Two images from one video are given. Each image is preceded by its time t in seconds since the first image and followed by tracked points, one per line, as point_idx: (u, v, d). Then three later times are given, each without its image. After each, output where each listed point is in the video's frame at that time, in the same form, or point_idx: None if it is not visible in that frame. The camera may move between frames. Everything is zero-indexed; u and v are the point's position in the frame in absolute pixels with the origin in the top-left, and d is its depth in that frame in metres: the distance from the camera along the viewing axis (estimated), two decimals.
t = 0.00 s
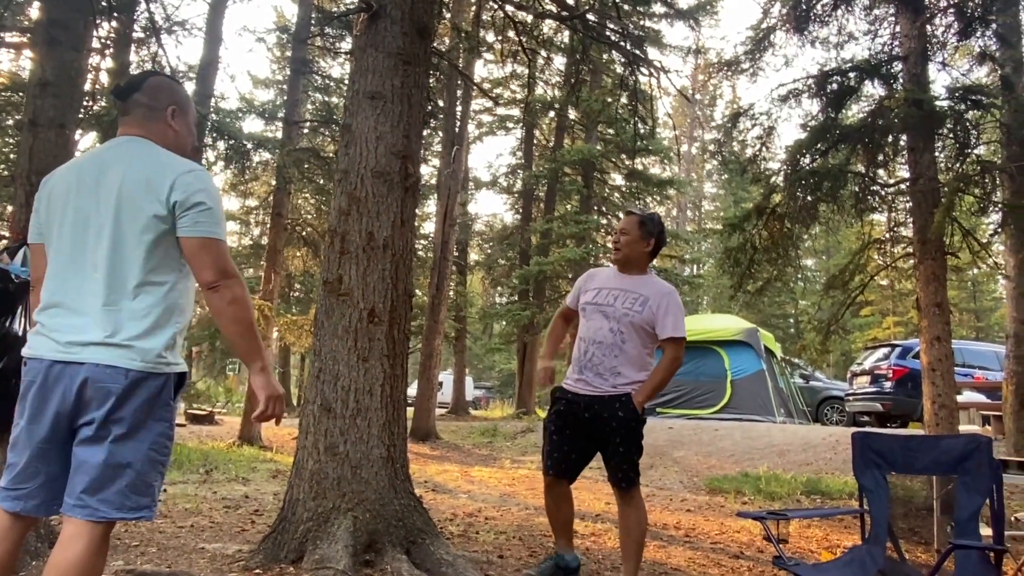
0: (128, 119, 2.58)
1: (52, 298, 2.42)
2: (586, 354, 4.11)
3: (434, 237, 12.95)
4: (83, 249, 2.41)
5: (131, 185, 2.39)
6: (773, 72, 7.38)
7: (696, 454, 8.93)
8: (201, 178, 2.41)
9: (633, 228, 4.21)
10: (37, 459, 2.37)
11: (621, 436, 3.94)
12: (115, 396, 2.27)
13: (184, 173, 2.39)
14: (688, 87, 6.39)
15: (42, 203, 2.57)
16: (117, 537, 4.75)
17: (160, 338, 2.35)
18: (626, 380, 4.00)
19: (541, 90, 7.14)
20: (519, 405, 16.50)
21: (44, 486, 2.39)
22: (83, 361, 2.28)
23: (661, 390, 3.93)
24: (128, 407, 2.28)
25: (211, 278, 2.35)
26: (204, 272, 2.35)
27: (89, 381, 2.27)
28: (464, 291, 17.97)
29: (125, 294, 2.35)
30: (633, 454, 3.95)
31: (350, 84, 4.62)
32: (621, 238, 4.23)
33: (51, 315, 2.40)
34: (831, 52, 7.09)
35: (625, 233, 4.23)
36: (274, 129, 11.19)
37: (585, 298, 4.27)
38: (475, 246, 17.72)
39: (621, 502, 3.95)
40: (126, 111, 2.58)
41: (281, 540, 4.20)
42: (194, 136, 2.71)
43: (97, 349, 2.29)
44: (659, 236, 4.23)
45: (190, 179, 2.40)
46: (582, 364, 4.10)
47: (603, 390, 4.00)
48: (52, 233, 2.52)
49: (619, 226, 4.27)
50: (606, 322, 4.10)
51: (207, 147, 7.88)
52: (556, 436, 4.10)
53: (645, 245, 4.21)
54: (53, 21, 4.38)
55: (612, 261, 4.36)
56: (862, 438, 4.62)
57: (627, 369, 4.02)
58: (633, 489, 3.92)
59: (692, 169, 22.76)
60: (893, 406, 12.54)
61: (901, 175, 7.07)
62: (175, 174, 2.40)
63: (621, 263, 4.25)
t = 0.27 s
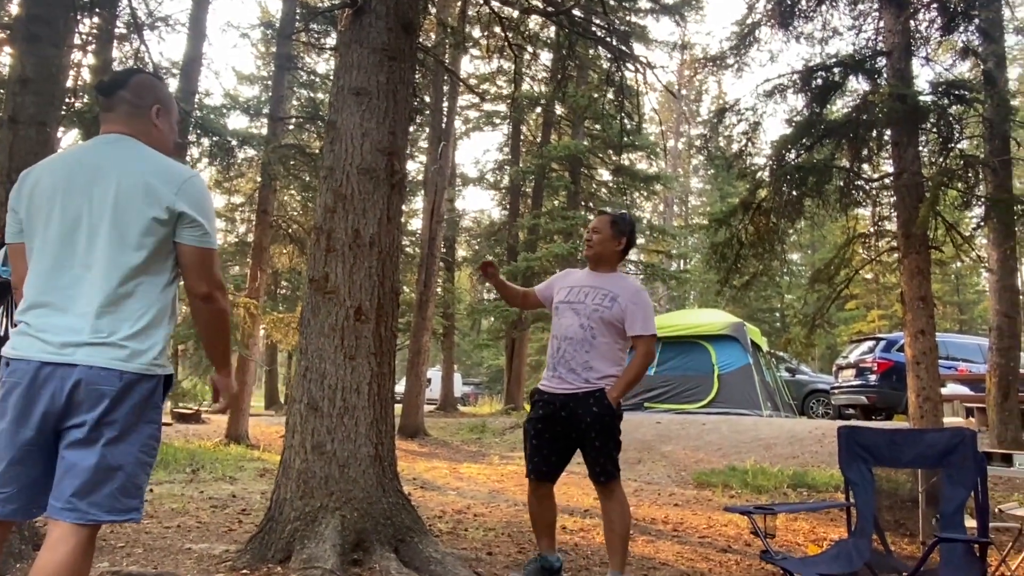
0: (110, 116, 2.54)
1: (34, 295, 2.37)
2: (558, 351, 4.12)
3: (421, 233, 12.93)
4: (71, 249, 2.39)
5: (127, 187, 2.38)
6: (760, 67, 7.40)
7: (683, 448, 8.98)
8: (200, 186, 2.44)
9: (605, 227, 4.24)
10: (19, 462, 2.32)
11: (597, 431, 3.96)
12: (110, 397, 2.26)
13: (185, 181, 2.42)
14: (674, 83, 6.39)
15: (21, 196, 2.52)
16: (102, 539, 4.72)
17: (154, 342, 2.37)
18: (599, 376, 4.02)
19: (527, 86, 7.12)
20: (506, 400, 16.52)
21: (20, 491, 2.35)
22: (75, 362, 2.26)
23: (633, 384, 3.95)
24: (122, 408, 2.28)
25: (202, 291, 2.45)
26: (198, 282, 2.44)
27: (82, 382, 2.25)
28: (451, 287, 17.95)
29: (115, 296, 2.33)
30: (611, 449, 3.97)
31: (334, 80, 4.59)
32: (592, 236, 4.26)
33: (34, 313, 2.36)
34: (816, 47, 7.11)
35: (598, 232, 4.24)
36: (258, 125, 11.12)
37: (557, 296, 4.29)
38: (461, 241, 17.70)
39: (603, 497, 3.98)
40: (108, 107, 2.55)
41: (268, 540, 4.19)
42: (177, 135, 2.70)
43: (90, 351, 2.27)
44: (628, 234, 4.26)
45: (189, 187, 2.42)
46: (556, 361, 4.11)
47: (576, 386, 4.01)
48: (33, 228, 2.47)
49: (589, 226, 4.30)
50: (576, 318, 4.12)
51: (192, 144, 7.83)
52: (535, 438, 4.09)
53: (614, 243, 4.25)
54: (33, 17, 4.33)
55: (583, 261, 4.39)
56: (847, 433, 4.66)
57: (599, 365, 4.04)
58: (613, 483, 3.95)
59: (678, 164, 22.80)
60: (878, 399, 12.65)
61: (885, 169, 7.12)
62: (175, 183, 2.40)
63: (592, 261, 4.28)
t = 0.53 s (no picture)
0: (103, 114, 2.52)
1: (30, 293, 2.35)
2: (531, 345, 4.14)
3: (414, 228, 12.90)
4: (70, 247, 2.37)
5: (130, 188, 2.37)
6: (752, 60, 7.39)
7: (677, 441, 9.00)
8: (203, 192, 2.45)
9: (567, 219, 4.23)
10: (13, 460, 2.29)
11: (569, 418, 3.98)
12: (112, 396, 2.26)
13: (189, 185, 2.42)
14: (666, 76, 6.39)
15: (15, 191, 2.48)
16: (97, 537, 4.71)
17: (153, 342, 2.37)
18: (571, 367, 4.03)
19: (519, 80, 7.11)
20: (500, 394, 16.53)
21: (11, 489, 2.32)
22: (78, 362, 2.25)
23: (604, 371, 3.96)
24: (124, 407, 2.28)
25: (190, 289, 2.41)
26: (189, 282, 2.40)
27: (83, 382, 2.24)
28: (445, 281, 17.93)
29: (114, 296, 2.32)
30: (584, 437, 3.97)
31: (325, 75, 4.57)
32: (554, 229, 4.25)
33: (30, 311, 2.33)
34: (808, 39, 7.12)
35: (559, 224, 4.23)
36: (250, 121, 11.07)
37: (525, 291, 4.29)
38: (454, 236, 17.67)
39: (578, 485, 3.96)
40: (103, 106, 2.52)
41: (264, 537, 4.19)
42: (171, 133, 2.69)
43: (90, 350, 2.26)
44: (589, 223, 4.24)
45: (193, 194, 2.43)
46: (530, 355, 4.13)
47: (551, 378, 4.03)
48: (28, 224, 2.44)
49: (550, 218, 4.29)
50: (546, 311, 4.13)
51: (183, 139, 7.80)
52: (517, 429, 4.11)
53: (576, 233, 4.23)
54: (20, 12, 4.29)
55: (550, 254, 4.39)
56: (841, 422, 4.69)
57: (571, 355, 4.05)
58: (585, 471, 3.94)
59: (671, 156, 22.79)
60: (870, 390, 12.70)
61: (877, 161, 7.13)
62: (179, 188, 2.41)
63: (557, 253, 4.27)
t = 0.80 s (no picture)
0: (93, 107, 2.50)
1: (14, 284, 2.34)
2: (518, 333, 4.13)
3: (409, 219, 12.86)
4: (54, 238, 2.36)
5: (115, 179, 2.36)
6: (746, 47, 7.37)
7: (673, 430, 9.03)
8: (189, 180, 2.44)
9: (538, 205, 4.21)
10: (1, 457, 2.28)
11: (557, 398, 3.98)
12: (98, 390, 2.25)
13: (174, 175, 2.41)
14: (660, 65, 6.36)
15: None
16: (93, 531, 4.71)
17: (140, 334, 2.36)
18: (561, 350, 4.04)
19: (512, 69, 7.08)
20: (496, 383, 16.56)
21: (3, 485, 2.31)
22: (64, 355, 2.24)
23: (593, 350, 3.98)
24: (111, 401, 2.28)
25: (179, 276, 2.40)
26: (176, 273, 2.39)
27: (69, 376, 2.23)
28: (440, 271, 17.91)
29: (99, 290, 2.31)
30: (568, 414, 3.97)
31: (317, 65, 4.54)
32: (525, 217, 4.23)
33: (14, 304, 2.32)
34: (802, 27, 7.10)
35: (530, 211, 4.21)
36: (242, 112, 11.01)
37: (504, 281, 4.28)
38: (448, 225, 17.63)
39: (552, 464, 4.00)
40: (92, 100, 2.51)
41: (260, 529, 4.20)
42: (162, 124, 2.67)
43: (76, 343, 2.25)
44: (559, 206, 4.24)
45: (179, 182, 2.42)
46: (518, 343, 4.13)
47: (542, 363, 4.04)
48: (10, 215, 2.43)
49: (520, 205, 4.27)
50: (528, 298, 4.12)
51: (174, 131, 7.76)
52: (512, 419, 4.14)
53: (548, 218, 4.22)
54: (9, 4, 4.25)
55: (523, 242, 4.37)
56: (836, 412, 4.71)
57: (558, 339, 4.05)
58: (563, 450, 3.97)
59: (666, 145, 22.74)
60: (864, 377, 12.75)
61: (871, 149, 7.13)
62: (164, 177, 2.40)
63: (531, 240, 4.25)
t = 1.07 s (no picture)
0: (85, 104, 2.49)
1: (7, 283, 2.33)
2: (508, 331, 4.13)
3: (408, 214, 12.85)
4: (45, 236, 2.35)
5: (102, 173, 2.35)
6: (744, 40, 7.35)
7: (673, 424, 9.05)
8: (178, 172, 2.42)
9: (530, 201, 4.19)
10: None
11: (552, 401, 4.02)
12: (91, 388, 2.24)
13: (162, 168, 2.38)
14: (658, 58, 6.35)
15: None
16: (94, 528, 4.72)
17: (133, 331, 2.35)
18: (551, 348, 4.04)
19: (510, 63, 7.06)
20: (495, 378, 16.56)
21: (10, 480, 2.32)
22: (55, 355, 2.24)
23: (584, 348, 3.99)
24: (104, 399, 2.27)
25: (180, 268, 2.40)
26: (176, 264, 2.39)
27: (62, 375, 2.23)
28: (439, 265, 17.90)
29: (89, 287, 2.30)
30: (564, 417, 4.03)
31: (314, 61, 4.52)
32: (516, 213, 4.21)
33: (6, 303, 2.31)
34: (800, 19, 7.08)
35: (521, 207, 4.19)
36: (240, 107, 10.99)
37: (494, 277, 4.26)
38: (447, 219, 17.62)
39: (554, 464, 4.04)
40: (83, 96, 2.50)
41: (261, 526, 4.21)
42: (154, 118, 2.65)
43: (68, 341, 2.25)
44: (550, 203, 4.22)
45: (167, 173, 2.39)
46: (508, 341, 4.13)
47: (532, 361, 4.04)
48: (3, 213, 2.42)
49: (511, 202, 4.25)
50: (518, 296, 4.11)
51: (172, 127, 7.75)
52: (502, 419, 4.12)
53: (540, 215, 4.20)
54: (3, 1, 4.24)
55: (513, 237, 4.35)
56: (835, 406, 4.71)
57: (548, 337, 4.05)
58: (565, 450, 4.02)
59: (664, 138, 22.72)
60: (863, 369, 12.76)
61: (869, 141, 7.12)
62: (152, 169, 2.37)
63: (522, 236, 4.24)
